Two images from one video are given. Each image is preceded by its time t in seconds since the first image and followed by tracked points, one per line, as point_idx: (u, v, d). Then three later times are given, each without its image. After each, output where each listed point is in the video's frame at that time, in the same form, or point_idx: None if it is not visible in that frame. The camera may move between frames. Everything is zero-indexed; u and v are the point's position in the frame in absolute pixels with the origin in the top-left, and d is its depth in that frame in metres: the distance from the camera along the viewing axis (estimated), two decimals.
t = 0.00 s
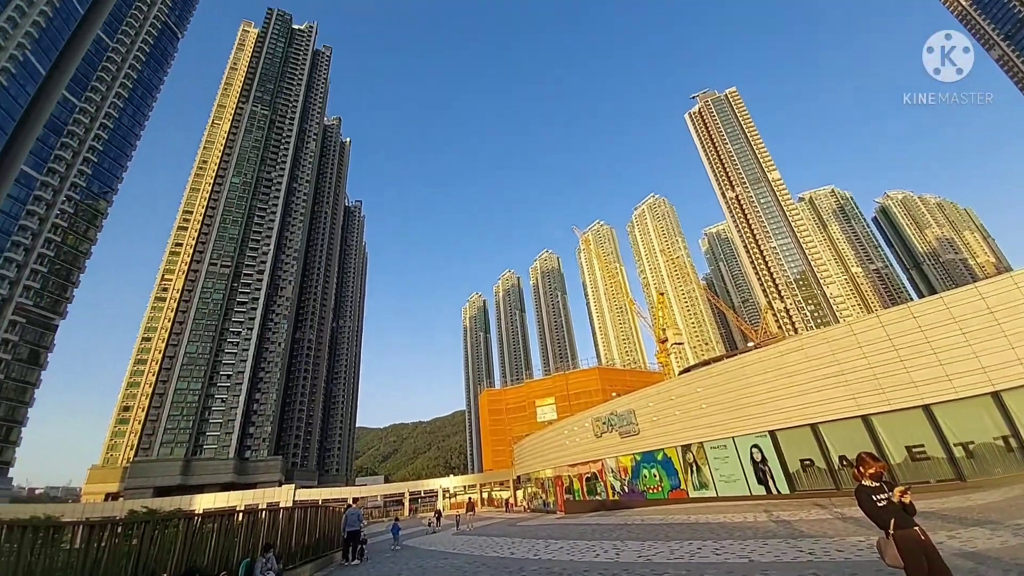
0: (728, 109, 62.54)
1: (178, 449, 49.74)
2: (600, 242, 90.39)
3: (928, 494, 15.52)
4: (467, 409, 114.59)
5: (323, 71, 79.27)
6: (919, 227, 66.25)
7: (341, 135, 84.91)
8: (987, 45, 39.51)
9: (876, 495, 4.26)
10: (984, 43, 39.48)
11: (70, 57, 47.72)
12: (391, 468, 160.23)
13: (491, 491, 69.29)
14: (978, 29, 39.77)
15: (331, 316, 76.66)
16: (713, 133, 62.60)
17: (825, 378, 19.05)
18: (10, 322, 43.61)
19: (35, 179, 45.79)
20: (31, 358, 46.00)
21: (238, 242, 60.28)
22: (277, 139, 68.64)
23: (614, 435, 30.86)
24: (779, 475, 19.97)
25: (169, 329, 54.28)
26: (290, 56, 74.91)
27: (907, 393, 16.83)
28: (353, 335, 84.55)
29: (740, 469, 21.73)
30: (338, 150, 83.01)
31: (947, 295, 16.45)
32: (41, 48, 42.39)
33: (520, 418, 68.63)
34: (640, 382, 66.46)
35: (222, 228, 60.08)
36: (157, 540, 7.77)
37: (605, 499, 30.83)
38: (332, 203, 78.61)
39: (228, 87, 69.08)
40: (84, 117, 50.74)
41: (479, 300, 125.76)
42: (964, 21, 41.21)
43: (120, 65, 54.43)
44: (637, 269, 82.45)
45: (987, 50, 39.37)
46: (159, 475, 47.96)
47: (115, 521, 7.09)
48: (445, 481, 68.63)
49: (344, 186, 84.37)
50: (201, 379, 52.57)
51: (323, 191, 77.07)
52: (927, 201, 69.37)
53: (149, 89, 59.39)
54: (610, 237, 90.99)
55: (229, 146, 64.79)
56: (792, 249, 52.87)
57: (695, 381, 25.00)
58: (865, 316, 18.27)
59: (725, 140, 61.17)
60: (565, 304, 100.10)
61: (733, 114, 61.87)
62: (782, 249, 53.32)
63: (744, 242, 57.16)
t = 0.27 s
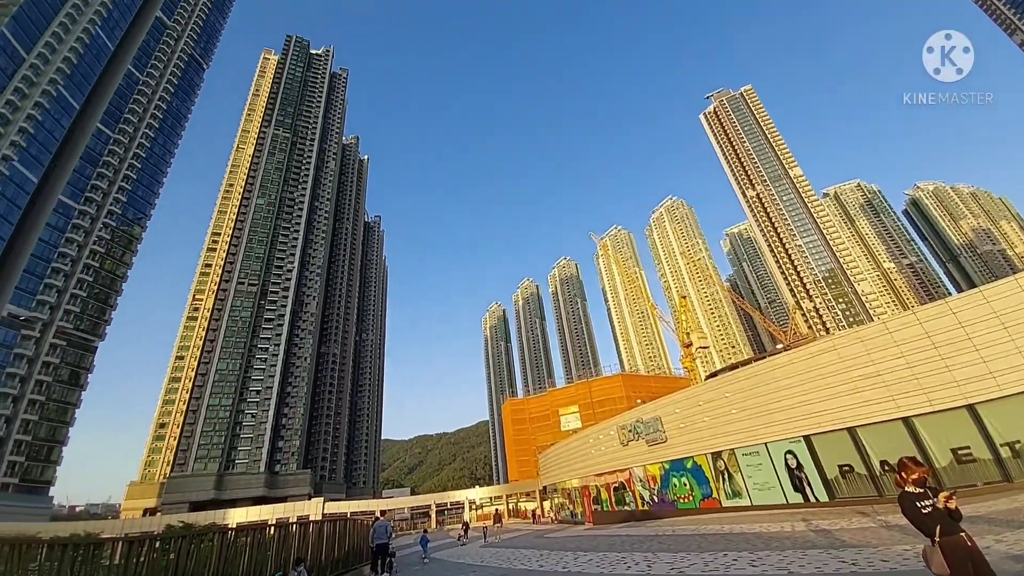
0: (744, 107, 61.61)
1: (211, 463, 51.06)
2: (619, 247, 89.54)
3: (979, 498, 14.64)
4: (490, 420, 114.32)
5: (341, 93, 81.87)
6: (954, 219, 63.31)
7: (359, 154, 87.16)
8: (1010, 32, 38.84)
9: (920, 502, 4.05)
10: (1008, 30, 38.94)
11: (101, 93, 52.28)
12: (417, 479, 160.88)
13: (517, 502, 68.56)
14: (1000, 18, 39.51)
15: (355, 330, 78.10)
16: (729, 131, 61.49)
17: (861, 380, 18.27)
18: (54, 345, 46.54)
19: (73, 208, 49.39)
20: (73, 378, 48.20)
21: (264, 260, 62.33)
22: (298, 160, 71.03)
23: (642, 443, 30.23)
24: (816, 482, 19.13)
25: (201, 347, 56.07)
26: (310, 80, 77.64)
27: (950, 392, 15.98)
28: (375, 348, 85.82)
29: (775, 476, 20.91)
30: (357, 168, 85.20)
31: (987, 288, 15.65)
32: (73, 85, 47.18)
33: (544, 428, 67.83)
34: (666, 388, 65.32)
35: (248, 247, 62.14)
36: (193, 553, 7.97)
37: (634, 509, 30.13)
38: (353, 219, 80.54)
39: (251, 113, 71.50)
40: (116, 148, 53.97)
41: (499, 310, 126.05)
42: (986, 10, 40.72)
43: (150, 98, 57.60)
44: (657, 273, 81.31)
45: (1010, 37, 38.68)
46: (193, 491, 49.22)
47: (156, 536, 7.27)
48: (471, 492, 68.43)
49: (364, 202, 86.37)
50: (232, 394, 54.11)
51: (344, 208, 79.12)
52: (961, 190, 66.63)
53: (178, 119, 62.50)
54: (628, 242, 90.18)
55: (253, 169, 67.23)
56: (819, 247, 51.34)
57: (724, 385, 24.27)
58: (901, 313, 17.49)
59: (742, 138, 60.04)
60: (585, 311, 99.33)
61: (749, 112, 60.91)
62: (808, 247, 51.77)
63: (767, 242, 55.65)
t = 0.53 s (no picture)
0: (772, 94, 59.46)
1: (255, 467, 53.24)
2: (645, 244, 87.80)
3: None
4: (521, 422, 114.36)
5: (365, 106, 84.26)
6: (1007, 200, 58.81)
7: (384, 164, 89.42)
8: None
9: (978, 503, 3.78)
10: None
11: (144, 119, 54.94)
12: (451, 481, 162.84)
13: (551, 504, 68.25)
14: None
15: (386, 335, 80.09)
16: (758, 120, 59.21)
17: (909, 375, 17.28)
18: (110, 358, 49.82)
19: (123, 228, 53.24)
20: (127, 389, 51.55)
21: (298, 271, 64.80)
22: (327, 173, 73.59)
23: (677, 444, 29.46)
24: (867, 483, 18.28)
25: (241, 356, 58.49)
26: (335, 95, 80.23)
27: (1010, 385, 14.96)
28: (406, 353, 87.57)
29: (821, 478, 19.98)
30: (383, 178, 87.38)
31: None
32: (118, 112, 51.75)
33: (576, 429, 67.24)
34: (700, 387, 63.60)
35: (283, 259, 64.69)
36: (241, 552, 8.29)
37: (672, 512, 29.43)
38: (380, 228, 82.65)
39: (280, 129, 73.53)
40: (160, 170, 57.32)
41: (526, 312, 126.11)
42: None
43: (188, 122, 60.80)
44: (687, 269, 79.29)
45: None
46: (239, 493, 51.38)
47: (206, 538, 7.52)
48: (504, 495, 68.69)
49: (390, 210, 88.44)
50: (272, 401, 56.39)
51: (372, 217, 81.31)
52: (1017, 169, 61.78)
53: (214, 140, 65.80)
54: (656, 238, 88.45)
55: (285, 183, 69.89)
56: (860, 236, 48.90)
57: (761, 383, 23.39)
58: (952, 303, 16.41)
59: (774, 126, 57.71)
60: (613, 310, 98.03)
61: (778, 99, 58.75)
62: (848, 237, 49.40)
63: (804, 233, 53.31)
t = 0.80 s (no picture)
0: (806, 74, 56.70)
1: (298, 466, 55.38)
2: (675, 237, 85.31)
3: None
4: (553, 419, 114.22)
5: (389, 113, 86.08)
6: None
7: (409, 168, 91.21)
8: None
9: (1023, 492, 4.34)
10: None
11: (185, 137, 59.22)
12: (485, 479, 164.61)
13: (586, 502, 67.96)
14: None
15: (416, 336, 81.81)
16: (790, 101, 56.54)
17: (968, 366, 16.18)
18: (162, 363, 52.83)
19: (170, 241, 56.41)
20: (179, 393, 54.42)
21: (331, 276, 67.01)
22: (356, 180, 75.72)
23: (714, 441, 28.61)
24: (920, 479, 17.28)
25: (282, 359, 60.84)
26: (361, 104, 82.35)
27: None
28: (437, 353, 89.22)
29: (871, 475, 18.96)
30: (409, 182, 89.19)
31: None
32: (162, 132, 55.33)
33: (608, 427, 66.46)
34: (738, 381, 61.85)
35: (318, 265, 67.13)
36: (288, 548, 8.68)
37: (711, 510, 28.36)
38: (408, 231, 84.51)
39: (310, 139, 76.04)
40: (202, 185, 60.74)
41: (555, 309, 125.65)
42: None
43: (225, 137, 64.61)
44: (720, 260, 76.74)
45: None
46: (284, 491, 53.65)
47: (253, 534, 7.88)
48: (539, 492, 69.00)
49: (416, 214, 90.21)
50: (311, 402, 58.52)
51: (399, 221, 83.24)
52: None
53: (250, 153, 69.26)
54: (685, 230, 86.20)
55: (317, 192, 72.32)
56: (908, 219, 46.11)
57: (803, 376, 22.45)
58: (1014, 287, 15.26)
59: (808, 107, 55.03)
60: (643, 305, 96.25)
61: (812, 78, 55.98)
62: (895, 220, 46.62)
63: (845, 218, 50.64)
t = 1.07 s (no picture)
0: (830, 56, 54.67)
1: (329, 467, 56.65)
2: (698, 230, 84.31)
3: None
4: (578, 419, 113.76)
5: (406, 119, 87.43)
6: None
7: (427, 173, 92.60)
8: None
9: None
10: None
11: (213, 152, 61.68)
12: (511, 480, 165.18)
13: (614, 502, 67.16)
14: None
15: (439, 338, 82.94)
16: (814, 84, 54.37)
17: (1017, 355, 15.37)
18: (199, 369, 55.52)
19: (203, 253, 58.84)
20: (215, 398, 57.37)
21: (355, 282, 68.53)
22: (376, 186, 77.24)
23: (745, 438, 27.69)
24: (967, 473, 16.58)
25: (311, 364, 62.63)
26: (379, 112, 83.94)
27: None
28: (460, 354, 90.56)
29: (914, 471, 18.26)
30: (427, 186, 90.46)
31: None
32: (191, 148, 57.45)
33: (635, 425, 65.31)
34: (768, 376, 60.42)
35: (342, 271, 68.81)
36: (322, 548, 9.12)
37: (744, 509, 27.78)
38: (427, 234, 85.91)
39: (331, 149, 78.42)
40: (230, 198, 63.31)
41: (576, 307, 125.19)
42: None
43: (251, 150, 67.23)
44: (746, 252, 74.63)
45: None
46: (316, 492, 55.01)
47: (287, 538, 8.33)
48: (566, 492, 68.87)
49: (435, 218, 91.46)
50: (340, 405, 60.06)
51: (419, 225, 84.71)
52: None
53: (274, 165, 71.88)
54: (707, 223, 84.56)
55: (339, 199, 74.15)
56: (946, 203, 44.21)
57: (837, 369, 21.67)
58: None
59: (831, 90, 52.75)
60: (666, 301, 94.70)
61: (836, 60, 54.02)
62: (932, 205, 44.91)
63: (879, 204, 48.80)
